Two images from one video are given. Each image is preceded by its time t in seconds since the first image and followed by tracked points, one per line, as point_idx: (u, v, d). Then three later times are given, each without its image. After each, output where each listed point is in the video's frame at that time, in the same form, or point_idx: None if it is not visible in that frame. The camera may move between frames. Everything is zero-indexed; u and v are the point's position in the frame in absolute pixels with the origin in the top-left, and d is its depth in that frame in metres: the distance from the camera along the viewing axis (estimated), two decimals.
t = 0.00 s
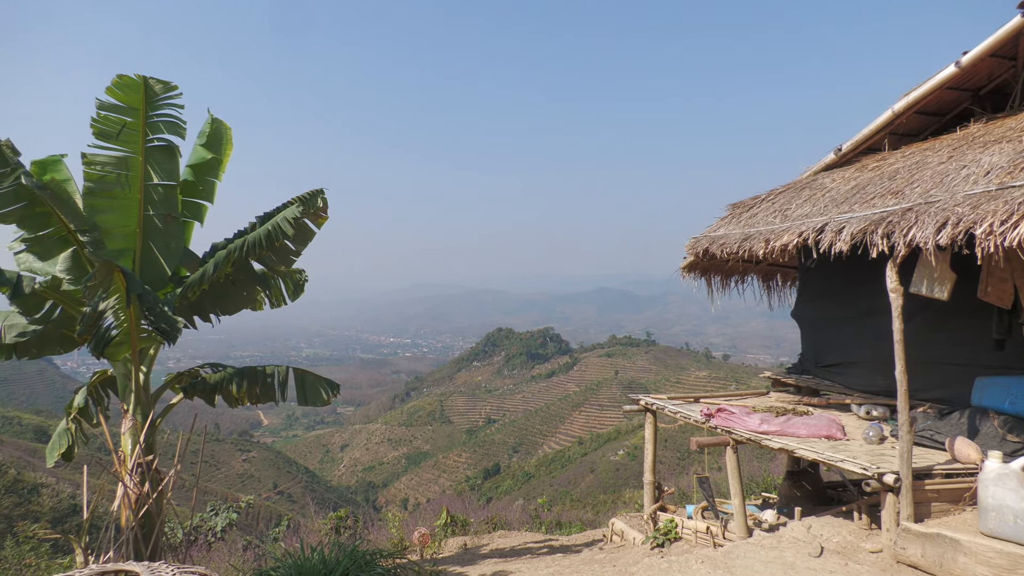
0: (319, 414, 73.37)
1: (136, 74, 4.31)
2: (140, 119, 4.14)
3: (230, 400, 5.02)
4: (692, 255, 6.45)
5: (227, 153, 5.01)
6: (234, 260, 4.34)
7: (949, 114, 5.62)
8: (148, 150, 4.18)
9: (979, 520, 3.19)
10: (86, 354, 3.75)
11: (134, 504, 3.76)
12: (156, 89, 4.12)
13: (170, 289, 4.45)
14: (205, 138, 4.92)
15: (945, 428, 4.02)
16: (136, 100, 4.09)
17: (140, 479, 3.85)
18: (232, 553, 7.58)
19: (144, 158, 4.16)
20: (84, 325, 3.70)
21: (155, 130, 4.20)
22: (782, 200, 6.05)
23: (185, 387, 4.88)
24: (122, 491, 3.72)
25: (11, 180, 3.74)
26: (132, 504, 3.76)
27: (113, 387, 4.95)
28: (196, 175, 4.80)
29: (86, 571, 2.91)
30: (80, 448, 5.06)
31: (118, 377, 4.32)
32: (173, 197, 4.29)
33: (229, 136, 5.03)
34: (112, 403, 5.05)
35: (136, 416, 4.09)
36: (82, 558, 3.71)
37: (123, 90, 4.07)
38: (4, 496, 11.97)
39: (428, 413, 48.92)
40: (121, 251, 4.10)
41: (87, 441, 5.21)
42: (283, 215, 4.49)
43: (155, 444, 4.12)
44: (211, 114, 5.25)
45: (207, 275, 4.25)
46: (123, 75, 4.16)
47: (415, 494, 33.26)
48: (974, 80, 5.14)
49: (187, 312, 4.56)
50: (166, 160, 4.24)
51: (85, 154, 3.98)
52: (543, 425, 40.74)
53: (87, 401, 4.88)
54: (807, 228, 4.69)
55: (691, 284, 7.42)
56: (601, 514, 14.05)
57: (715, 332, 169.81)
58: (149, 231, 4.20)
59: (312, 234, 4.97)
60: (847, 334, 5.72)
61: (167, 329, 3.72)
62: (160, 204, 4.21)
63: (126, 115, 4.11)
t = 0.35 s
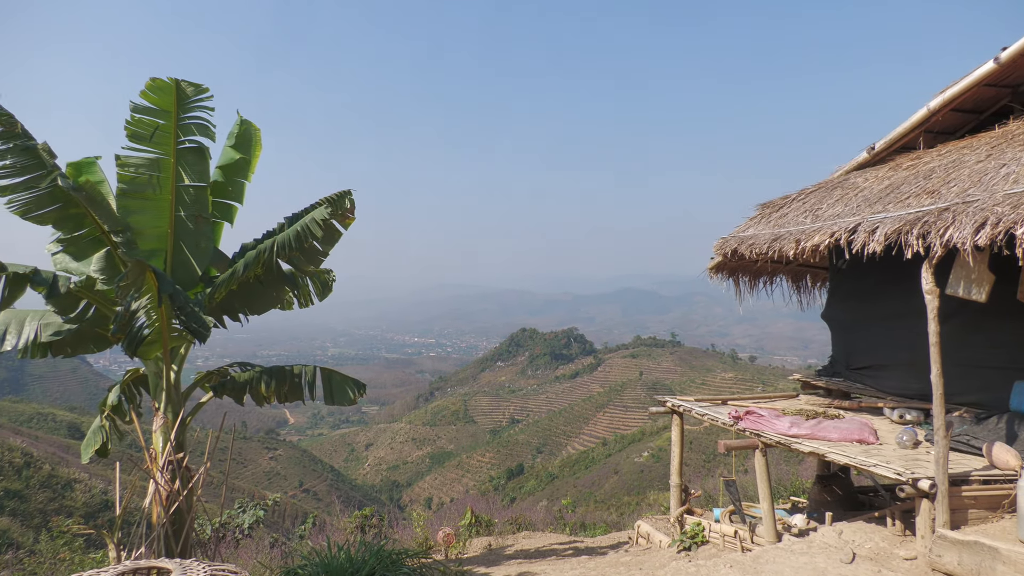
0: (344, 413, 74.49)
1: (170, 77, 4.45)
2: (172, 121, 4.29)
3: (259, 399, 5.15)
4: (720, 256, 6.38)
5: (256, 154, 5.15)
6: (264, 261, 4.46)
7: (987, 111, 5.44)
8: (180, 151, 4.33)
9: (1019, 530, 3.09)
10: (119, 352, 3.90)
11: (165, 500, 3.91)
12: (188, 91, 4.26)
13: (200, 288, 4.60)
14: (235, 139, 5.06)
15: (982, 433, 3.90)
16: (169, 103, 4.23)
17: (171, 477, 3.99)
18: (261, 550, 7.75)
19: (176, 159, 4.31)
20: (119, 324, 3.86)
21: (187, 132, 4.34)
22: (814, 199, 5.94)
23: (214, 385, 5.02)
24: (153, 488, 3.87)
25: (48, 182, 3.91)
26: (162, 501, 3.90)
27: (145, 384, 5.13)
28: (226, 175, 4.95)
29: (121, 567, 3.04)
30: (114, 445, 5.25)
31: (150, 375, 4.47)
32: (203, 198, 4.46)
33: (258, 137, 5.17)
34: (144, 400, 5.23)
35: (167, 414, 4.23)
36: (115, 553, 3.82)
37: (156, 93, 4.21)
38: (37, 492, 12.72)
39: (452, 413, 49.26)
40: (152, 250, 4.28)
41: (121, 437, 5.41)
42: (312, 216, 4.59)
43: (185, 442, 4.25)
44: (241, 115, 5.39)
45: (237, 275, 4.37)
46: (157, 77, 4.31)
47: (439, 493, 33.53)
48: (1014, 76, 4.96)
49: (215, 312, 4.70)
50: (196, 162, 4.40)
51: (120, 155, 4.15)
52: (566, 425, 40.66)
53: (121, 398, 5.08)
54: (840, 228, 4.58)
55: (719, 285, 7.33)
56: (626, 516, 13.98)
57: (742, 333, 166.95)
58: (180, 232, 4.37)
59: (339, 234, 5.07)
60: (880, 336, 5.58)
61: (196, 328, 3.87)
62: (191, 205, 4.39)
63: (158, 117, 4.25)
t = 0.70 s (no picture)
0: (362, 411, 75.26)
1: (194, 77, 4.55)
2: (195, 122, 4.39)
3: (279, 396, 5.24)
4: (740, 255, 6.31)
5: (276, 154, 5.23)
6: (283, 259, 4.54)
7: (1016, 109, 5.32)
8: (203, 151, 4.43)
9: None
10: (143, 348, 4.02)
11: (187, 496, 4.01)
12: (211, 91, 4.36)
13: (221, 287, 4.69)
14: (257, 140, 5.15)
15: (1008, 436, 3.82)
16: (192, 104, 4.33)
17: (193, 473, 4.09)
18: (281, 546, 7.87)
19: (199, 159, 4.41)
20: (142, 322, 3.96)
21: (210, 133, 4.45)
22: (836, 198, 5.86)
23: (235, 383, 5.11)
24: (175, 484, 3.96)
25: (73, 182, 4.04)
26: (184, 497, 4.00)
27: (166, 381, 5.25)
28: (247, 175, 5.04)
29: (145, 562, 3.13)
30: (139, 440, 5.39)
31: (172, 372, 4.58)
32: (224, 197, 4.54)
33: (278, 137, 5.25)
34: (167, 397, 5.35)
35: (190, 411, 4.32)
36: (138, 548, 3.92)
37: (180, 94, 4.31)
38: (60, 486, 13.14)
39: (469, 412, 49.43)
40: (175, 249, 4.38)
41: (144, 433, 5.55)
42: (331, 215, 4.64)
43: (207, 440, 4.35)
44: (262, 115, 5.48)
45: (257, 273, 4.45)
46: (180, 78, 4.40)
47: (456, 492, 33.71)
48: None
49: (236, 310, 4.79)
50: (218, 161, 4.50)
51: (144, 155, 4.25)
52: (583, 425, 40.54)
53: (143, 395, 5.21)
54: (862, 228, 4.52)
55: (738, 285, 7.28)
56: (643, 517, 13.92)
57: (761, 333, 164.82)
58: (202, 231, 4.47)
59: (358, 234, 5.12)
60: (903, 337, 5.48)
61: (218, 326, 3.97)
62: (213, 204, 4.48)
63: (181, 117, 4.35)
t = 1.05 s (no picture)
0: (378, 410, 75.87)
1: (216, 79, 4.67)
2: (217, 123, 4.48)
3: (297, 396, 5.31)
4: (760, 257, 6.23)
5: (296, 155, 5.33)
6: (304, 260, 4.62)
7: None
8: (224, 152, 4.53)
9: None
10: (166, 348, 4.12)
11: (206, 494, 4.09)
12: (231, 93, 4.46)
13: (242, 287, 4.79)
14: (276, 141, 5.23)
15: None
16: (213, 104, 4.42)
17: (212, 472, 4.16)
18: (300, 545, 7.96)
19: (220, 160, 4.51)
20: (164, 321, 4.07)
21: (233, 133, 4.56)
22: (860, 199, 5.77)
23: (255, 382, 5.17)
24: (196, 482, 4.04)
25: (96, 183, 4.20)
26: (205, 495, 4.08)
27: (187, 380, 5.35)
28: (267, 176, 5.14)
29: (168, 560, 3.19)
30: (158, 439, 5.51)
31: (193, 371, 4.67)
32: (244, 197, 4.64)
33: (298, 138, 5.35)
34: (185, 397, 5.44)
35: (210, 410, 4.40)
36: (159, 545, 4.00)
37: (201, 95, 4.41)
38: (82, 483, 13.46)
39: (485, 412, 49.52)
40: (197, 249, 4.48)
41: (163, 431, 5.66)
42: (351, 216, 4.71)
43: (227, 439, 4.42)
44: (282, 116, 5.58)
45: (279, 274, 4.53)
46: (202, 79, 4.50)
47: (472, 492, 33.82)
48: None
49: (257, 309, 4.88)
50: (239, 163, 4.60)
51: (167, 157, 4.36)
52: (599, 426, 40.34)
53: (164, 393, 5.32)
54: (888, 230, 4.45)
55: (757, 286, 7.18)
56: (659, 519, 13.83)
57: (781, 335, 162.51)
58: (223, 231, 4.56)
59: (377, 235, 5.18)
60: (928, 340, 5.38)
61: (239, 325, 4.06)
62: (233, 205, 4.58)
63: (202, 118, 4.45)
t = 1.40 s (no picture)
0: (394, 409, 76.12)
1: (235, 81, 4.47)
2: (237, 123, 4.25)
3: (315, 395, 5.08)
4: (778, 259, 5.86)
5: (316, 156, 5.09)
6: (323, 260, 4.38)
7: None
8: (244, 153, 4.27)
9: None
10: (185, 347, 3.90)
11: (225, 493, 3.86)
12: (251, 93, 4.22)
13: (259, 287, 4.57)
14: (295, 142, 4.98)
15: None
16: (232, 105, 4.19)
17: (231, 470, 3.94)
18: (314, 544, 7.76)
19: (240, 161, 4.26)
20: (183, 321, 3.85)
21: (253, 135, 4.30)
22: (883, 200, 5.40)
23: (273, 382, 4.96)
24: (214, 479, 3.82)
25: (119, 182, 4.01)
26: (223, 493, 3.85)
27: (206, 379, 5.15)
28: (286, 177, 4.89)
29: (187, 559, 2.94)
30: (176, 436, 5.32)
31: (212, 370, 4.45)
32: (264, 199, 4.36)
33: (318, 138, 5.10)
34: (204, 395, 5.24)
35: (228, 407, 4.19)
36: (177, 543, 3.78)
37: (221, 95, 4.19)
38: (102, 478, 13.49)
39: (499, 412, 49.30)
40: (216, 249, 4.25)
41: (182, 429, 5.47)
42: (369, 216, 4.45)
43: (246, 436, 4.20)
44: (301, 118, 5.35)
45: (296, 274, 4.29)
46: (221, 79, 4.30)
47: (486, 492, 33.62)
48: None
49: (274, 310, 4.65)
50: (258, 163, 4.32)
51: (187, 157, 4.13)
52: (614, 427, 39.86)
53: (184, 391, 5.12)
54: (911, 232, 4.17)
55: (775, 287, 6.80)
56: (676, 522, 13.45)
57: (800, 338, 159.91)
58: (242, 231, 4.32)
59: (395, 235, 4.93)
60: (950, 342, 4.91)
61: (257, 326, 3.83)
62: (253, 205, 4.31)
63: (222, 119, 4.22)
